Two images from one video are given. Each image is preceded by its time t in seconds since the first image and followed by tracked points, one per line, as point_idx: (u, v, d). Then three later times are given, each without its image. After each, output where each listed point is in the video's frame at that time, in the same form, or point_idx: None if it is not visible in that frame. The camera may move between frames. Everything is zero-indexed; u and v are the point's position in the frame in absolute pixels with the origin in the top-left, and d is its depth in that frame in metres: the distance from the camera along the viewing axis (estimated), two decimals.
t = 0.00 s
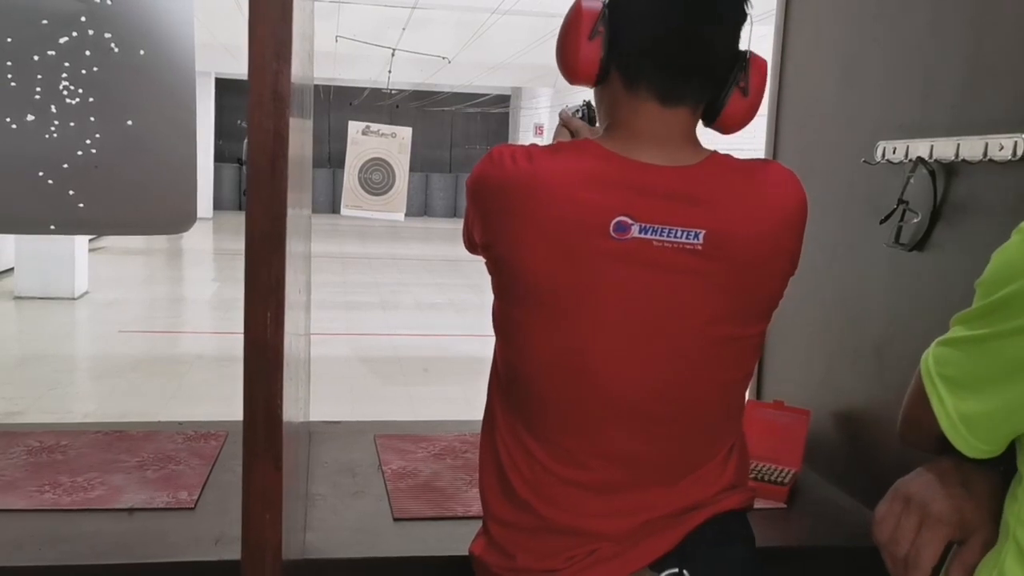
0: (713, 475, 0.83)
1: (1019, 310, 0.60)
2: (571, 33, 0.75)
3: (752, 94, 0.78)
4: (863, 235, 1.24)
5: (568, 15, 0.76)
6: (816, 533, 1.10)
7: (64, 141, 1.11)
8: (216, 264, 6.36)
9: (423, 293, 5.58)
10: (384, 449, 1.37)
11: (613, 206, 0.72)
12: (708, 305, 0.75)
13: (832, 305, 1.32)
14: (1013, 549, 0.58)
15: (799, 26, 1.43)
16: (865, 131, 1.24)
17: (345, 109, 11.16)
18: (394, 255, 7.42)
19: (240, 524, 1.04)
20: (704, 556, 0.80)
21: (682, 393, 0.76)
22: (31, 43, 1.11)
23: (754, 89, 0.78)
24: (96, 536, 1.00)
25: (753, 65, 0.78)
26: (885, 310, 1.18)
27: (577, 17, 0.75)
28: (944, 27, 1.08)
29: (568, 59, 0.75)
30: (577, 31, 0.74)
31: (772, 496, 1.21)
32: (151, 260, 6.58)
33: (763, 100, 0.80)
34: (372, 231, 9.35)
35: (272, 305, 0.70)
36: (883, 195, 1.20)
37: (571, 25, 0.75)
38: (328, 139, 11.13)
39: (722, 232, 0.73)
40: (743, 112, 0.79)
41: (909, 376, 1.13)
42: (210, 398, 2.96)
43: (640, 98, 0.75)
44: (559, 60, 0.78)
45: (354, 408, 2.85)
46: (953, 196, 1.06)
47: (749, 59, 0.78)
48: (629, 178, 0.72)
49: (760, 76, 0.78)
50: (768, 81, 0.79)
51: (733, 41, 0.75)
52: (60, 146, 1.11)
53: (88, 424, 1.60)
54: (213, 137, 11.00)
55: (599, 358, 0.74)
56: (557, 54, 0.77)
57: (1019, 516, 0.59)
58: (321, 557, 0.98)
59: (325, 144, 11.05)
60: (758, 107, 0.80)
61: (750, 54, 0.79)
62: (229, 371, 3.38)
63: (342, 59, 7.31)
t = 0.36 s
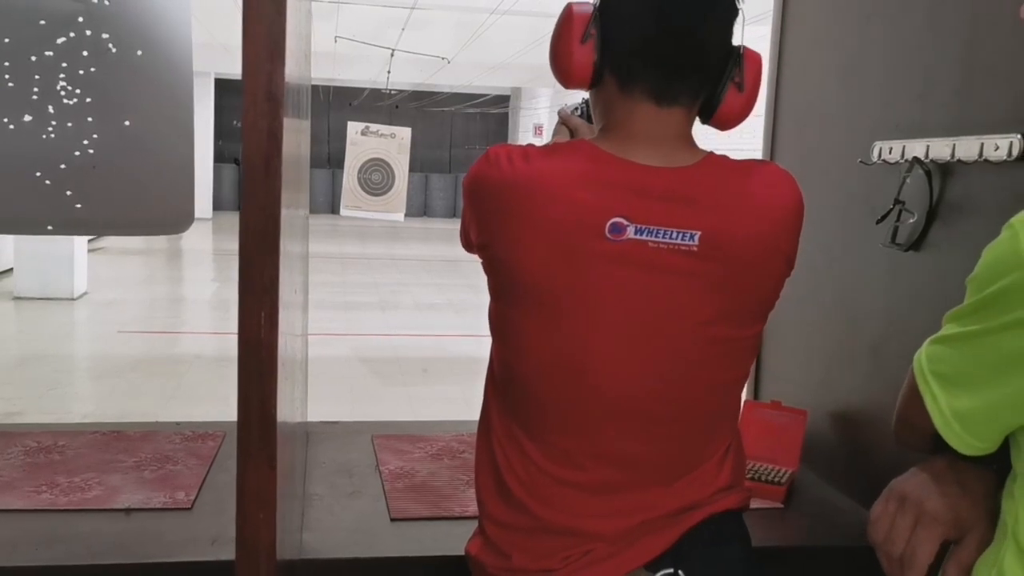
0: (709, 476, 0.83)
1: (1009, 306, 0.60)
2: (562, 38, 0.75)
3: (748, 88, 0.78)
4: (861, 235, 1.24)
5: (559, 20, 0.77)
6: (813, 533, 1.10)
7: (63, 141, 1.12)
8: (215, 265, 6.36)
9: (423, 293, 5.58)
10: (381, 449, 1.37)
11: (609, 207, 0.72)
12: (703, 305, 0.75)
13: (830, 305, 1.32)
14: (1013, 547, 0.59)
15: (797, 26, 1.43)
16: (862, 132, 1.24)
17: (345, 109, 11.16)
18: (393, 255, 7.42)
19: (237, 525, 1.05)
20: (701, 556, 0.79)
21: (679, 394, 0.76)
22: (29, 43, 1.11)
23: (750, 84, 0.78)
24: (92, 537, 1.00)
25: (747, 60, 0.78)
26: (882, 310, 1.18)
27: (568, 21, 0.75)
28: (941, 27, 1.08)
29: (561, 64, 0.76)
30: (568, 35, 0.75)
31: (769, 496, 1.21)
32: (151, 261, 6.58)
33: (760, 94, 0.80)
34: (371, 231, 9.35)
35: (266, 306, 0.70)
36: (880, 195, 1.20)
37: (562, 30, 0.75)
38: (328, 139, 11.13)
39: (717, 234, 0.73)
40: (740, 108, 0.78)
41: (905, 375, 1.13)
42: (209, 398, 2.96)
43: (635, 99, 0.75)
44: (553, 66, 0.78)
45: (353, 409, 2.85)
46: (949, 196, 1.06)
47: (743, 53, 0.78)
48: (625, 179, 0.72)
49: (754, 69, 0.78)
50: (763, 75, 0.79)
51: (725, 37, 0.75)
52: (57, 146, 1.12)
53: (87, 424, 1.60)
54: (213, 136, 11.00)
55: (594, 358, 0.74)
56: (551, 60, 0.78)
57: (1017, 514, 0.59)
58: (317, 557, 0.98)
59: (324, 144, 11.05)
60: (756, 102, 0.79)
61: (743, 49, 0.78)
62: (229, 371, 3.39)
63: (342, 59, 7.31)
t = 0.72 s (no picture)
0: (711, 478, 0.83)
1: (1011, 312, 0.60)
2: (562, 42, 0.75)
3: (748, 90, 0.78)
4: (861, 237, 1.24)
5: (559, 25, 0.77)
6: (814, 536, 1.10)
7: (63, 145, 1.13)
8: (216, 265, 6.36)
9: (423, 294, 5.57)
10: (382, 451, 1.37)
11: (610, 210, 0.72)
12: (704, 308, 0.75)
13: (830, 307, 1.32)
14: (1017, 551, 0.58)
15: (797, 27, 1.43)
16: (863, 134, 1.24)
17: (344, 110, 11.16)
18: (393, 256, 7.42)
19: (238, 528, 1.04)
20: (701, 559, 0.79)
21: (680, 396, 0.76)
22: (29, 46, 1.13)
23: (750, 85, 0.78)
24: (92, 541, 1.00)
25: (747, 61, 0.78)
26: (883, 312, 1.18)
27: (568, 26, 0.75)
28: (941, 29, 1.08)
29: (561, 70, 0.76)
30: (568, 39, 0.75)
31: (770, 498, 1.21)
32: (150, 261, 6.58)
33: (760, 96, 0.79)
34: (371, 232, 9.35)
35: (267, 310, 0.70)
36: (880, 197, 1.20)
37: (562, 35, 0.75)
38: (327, 139, 11.13)
39: (718, 237, 0.73)
40: (740, 109, 0.78)
41: (906, 378, 1.13)
42: (209, 400, 2.95)
43: (635, 103, 0.75)
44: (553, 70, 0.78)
45: (353, 410, 2.84)
46: (950, 199, 1.06)
47: (743, 54, 0.78)
48: (627, 182, 0.72)
49: (754, 71, 0.78)
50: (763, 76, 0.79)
51: (724, 40, 0.75)
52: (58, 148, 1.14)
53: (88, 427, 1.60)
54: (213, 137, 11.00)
55: (595, 361, 0.74)
56: (551, 64, 0.78)
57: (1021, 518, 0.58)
58: (318, 559, 0.98)
59: (324, 145, 11.04)
60: (756, 103, 0.79)
61: (743, 50, 0.78)
62: (229, 372, 3.38)
63: (341, 60, 7.30)
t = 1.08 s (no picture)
0: (722, 472, 0.83)
1: None
2: (572, 35, 0.75)
3: (760, 82, 0.78)
4: (870, 231, 1.24)
5: (570, 18, 0.77)
6: (825, 530, 1.10)
7: (71, 139, 1.15)
8: (220, 262, 6.36)
9: (428, 290, 5.57)
10: (391, 446, 1.37)
11: (622, 202, 0.71)
12: (716, 300, 0.75)
13: (839, 301, 1.32)
14: None
15: (806, 21, 1.42)
16: (872, 127, 1.24)
17: (348, 107, 11.16)
18: (398, 252, 7.42)
19: (249, 522, 1.04)
20: (714, 554, 0.79)
21: (690, 389, 0.76)
22: (38, 41, 1.15)
23: (762, 77, 0.78)
24: (104, 534, 1.00)
25: (760, 52, 0.78)
26: (894, 306, 1.18)
27: (579, 19, 0.75)
28: (952, 21, 1.07)
29: (572, 62, 0.76)
30: (579, 32, 0.75)
31: (780, 493, 1.21)
32: (155, 258, 6.58)
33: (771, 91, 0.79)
34: (375, 230, 9.35)
35: (284, 303, 0.71)
36: (891, 191, 1.20)
37: (572, 28, 0.75)
38: (331, 136, 11.13)
39: (731, 229, 0.73)
40: (753, 101, 0.78)
41: (918, 372, 1.12)
42: (215, 396, 2.96)
43: (645, 95, 0.75)
44: (564, 65, 0.78)
45: (359, 406, 2.84)
46: (964, 192, 1.05)
47: (755, 46, 0.78)
48: (638, 174, 0.72)
49: (767, 63, 0.78)
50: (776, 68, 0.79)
51: (735, 30, 0.75)
52: (66, 143, 1.16)
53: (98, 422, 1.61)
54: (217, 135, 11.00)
55: (607, 353, 0.74)
56: (561, 57, 0.78)
57: None
58: (329, 553, 0.98)
59: (328, 142, 11.04)
60: (768, 96, 0.79)
61: (755, 42, 0.78)
62: (234, 368, 3.39)
63: (346, 57, 7.30)
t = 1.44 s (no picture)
0: (740, 466, 0.83)
1: None
2: (587, 31, 0.75)
3: (776, 77, 0.78)
4: (889, 224, 1.24)
5: (585, 13, 0.77)
6: (843, 523, 1.09)
7: (92, 135, 1.25)
8: (239, 255, 6.39)
9: (445, 282, 5.58)
10: (409, 439, 1.38)
11: (636, 198, 0.71)
12: (731, 295, 0.75)
13: (858, 294, 1.31)
14: None
15: (823, 11, 1.42)
16: (890, 119, 1.23)
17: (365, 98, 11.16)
18: (415, 244, 7.43)
19: (268, 515, 1.05)
20: (731, 548, 0.79)
21: (706, 384, 0.76)
22: (58, 38, 1.24)
23: (777, 72, 0.78)
24: (126, 527, 1.02)
25: (775, 47, 0.78)
26: (912, 299, 1.17)
27: (594, 14, 0.75)
28: (971, 12, 1.06)
29: (587, 58, 0.76)
30: (594, 28, 0.75)
31: (798, 486, 1.20)
32: (174, 251, 6.62)
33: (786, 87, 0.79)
34: (392, 221, 9.36)
35: (302, 300, 0.71)
36: (909, 183, 1.19)
37: (587, 23, 0.75)
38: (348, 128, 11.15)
39: (747, 224, 0.72)
40: (769, 97, 0.78)
41: (936, 365, 1.12)
42: (235, 388, 2.98)
43: (660, 90, 0.75)
44: (579, 60, 0.78)
45: (377, 399, 2.85)
46: (982, 184, 1.05)
47: (770, 41, 0.78)
48: (654, 170, 0.72)
49: (783, 56, 0.78)
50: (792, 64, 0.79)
51: (751, 25, 0.75)
52: (87, 139, 1.25)
53: (120, 415, 1.62)
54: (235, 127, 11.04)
55: (623, 348, 0.74)
56: (576, 52, 0.78)
57: None
58: (348, 546, 0.99)
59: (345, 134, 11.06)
60: (784, 91, 0.79)
61: (770, 37, 0.78)
62: (253, 361, 3.41)
63: (362, 49, 7.30)
